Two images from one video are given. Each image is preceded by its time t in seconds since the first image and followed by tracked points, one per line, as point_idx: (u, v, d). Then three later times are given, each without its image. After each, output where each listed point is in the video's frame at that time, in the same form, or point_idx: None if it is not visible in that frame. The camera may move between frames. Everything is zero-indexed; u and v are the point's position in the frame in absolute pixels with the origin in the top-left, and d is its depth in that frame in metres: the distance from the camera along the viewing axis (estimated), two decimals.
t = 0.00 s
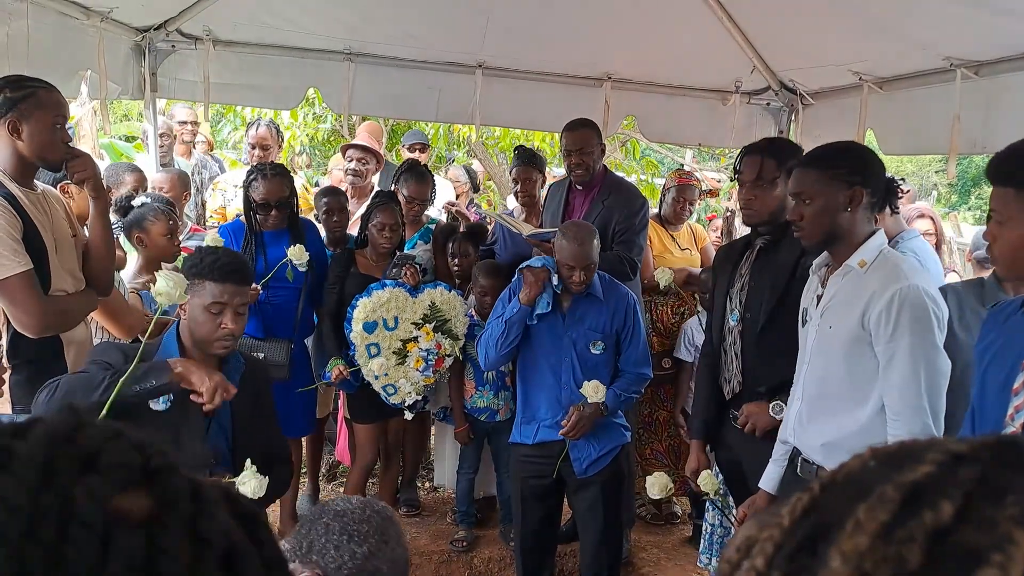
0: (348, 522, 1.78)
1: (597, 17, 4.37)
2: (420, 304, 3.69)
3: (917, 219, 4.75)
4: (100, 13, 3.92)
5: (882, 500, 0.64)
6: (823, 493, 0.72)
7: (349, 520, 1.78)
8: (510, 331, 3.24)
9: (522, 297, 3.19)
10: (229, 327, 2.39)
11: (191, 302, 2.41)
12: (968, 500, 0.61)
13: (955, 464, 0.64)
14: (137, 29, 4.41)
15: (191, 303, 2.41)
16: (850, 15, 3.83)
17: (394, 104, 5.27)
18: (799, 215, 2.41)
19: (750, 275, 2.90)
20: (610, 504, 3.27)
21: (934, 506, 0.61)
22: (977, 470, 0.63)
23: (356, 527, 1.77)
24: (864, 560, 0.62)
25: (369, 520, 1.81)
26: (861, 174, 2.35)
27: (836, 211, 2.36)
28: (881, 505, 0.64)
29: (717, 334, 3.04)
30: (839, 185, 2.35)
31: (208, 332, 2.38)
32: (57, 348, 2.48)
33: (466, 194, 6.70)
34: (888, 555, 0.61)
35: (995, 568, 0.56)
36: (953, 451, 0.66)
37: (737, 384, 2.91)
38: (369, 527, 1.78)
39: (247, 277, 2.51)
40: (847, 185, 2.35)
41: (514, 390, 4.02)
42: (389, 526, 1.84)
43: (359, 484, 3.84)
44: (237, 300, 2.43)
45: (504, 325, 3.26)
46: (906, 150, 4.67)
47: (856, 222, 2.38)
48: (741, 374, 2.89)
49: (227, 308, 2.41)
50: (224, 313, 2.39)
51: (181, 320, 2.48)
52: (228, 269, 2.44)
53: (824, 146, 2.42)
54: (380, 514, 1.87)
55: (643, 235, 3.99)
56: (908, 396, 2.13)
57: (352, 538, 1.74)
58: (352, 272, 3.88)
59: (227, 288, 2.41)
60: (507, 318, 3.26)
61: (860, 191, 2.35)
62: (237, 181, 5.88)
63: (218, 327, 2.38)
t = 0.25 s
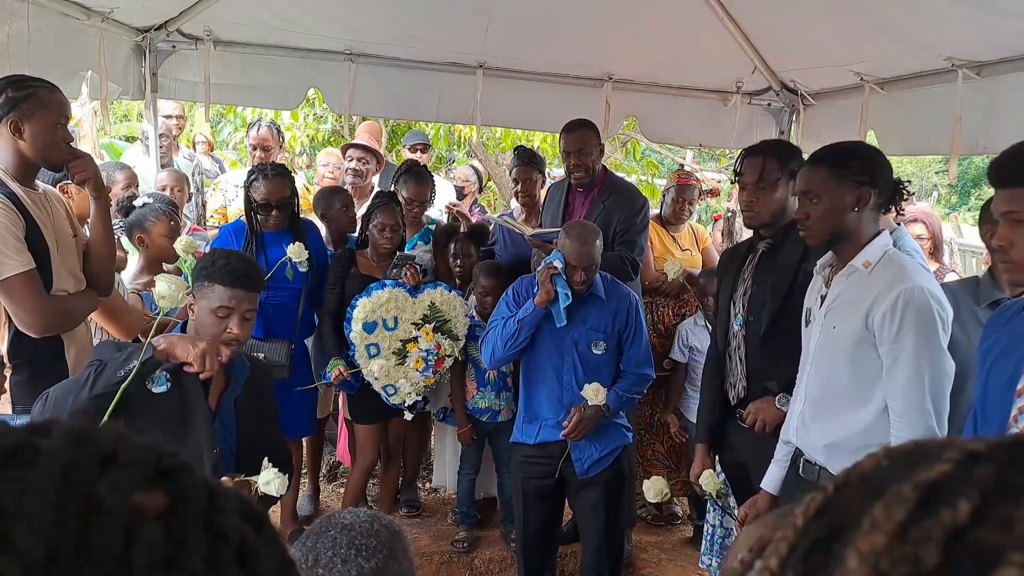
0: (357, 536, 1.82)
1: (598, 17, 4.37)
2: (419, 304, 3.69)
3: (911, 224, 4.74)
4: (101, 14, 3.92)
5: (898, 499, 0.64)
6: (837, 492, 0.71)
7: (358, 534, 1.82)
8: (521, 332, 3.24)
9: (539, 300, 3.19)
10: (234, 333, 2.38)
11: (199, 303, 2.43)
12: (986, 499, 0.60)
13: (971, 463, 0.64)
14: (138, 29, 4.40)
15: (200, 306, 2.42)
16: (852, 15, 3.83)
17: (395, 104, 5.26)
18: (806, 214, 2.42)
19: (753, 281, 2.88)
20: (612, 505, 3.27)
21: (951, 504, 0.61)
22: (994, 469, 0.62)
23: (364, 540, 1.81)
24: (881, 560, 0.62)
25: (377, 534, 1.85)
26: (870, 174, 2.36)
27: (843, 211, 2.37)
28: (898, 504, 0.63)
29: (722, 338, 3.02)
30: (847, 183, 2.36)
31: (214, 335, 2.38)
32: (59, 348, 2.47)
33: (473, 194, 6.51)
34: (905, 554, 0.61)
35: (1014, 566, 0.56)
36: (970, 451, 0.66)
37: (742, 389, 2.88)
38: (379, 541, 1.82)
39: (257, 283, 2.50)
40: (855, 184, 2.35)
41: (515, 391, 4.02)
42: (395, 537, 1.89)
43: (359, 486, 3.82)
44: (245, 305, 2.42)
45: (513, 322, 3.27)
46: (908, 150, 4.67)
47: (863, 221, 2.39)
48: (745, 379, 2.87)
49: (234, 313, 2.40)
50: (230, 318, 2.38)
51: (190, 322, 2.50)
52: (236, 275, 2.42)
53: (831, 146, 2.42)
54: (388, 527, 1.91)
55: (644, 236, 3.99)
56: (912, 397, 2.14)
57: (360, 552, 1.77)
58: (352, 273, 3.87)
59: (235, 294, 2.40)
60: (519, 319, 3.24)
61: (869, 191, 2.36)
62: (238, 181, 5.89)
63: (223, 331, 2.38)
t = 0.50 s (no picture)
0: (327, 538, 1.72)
1: (598, 17, 4.37)
2: (419, 305, 3.68)
3: (911, 227, 4.73)
4: (101, 14, 3.92)
5: (899, 496, 0.63)
6: (837, 491, 0.71)
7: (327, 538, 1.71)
8: (517, 329, 3.24)
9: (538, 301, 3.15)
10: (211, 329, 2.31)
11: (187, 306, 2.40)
12: (987, 496, 0.60)
13: (971, 461, 0.64)
14: (137, 30, 4.40)
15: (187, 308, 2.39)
16: (852, 15, 3.83)
17: (394, 104, 5.25)
18: (810, 213, 2.42)
19: (756, 284, 2.87)
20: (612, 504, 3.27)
21: (952, 501, 0.60)
22: (995, 466, 0.62)
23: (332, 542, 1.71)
24: (881, 556, 0.61)
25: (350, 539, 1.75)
26: (874, 175, 2.37)
27: (846, 211, 2.36)
28: (899, 501, 0.63)
29: (723, 338, 3.03)
30: (852, 182, 2.36)
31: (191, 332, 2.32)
32: (58, 349, 2.47)
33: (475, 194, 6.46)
34: (906, 550, 0.60)
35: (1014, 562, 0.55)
36: (970, 448, 0.66)
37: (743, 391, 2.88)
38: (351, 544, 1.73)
39: (245, 285, 2.41)
40: (860, 184, 2.36)
41: (515, 391, 4.02)
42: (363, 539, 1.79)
43: (359, 487, 3.80)
44: (224, 303, 2.35)
45: (514, 321, 3.26)
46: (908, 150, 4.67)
47: (867, 222, 2.39)
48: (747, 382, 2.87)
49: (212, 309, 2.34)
50: (207, 316, 2.32)
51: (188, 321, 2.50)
52: (221, 274, 2.36)
53: (837, 145, 2.42)
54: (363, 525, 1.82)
55: (643, 236, 3.99)
56: (913, 397, 2.13)
57: (330, 550, 1.69)
58: (352, 274, 3.87)
59: (215, 292, 2.34)
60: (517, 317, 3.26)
61: (873, 191, 2.36)
62: (238, 182, 5.89)
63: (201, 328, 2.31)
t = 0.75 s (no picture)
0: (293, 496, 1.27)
1: (598, 18, 4.37)
2: (418, 305, 3.68)
3: (914, 228, 4.74)
4: (100, 14, 3.92)
5: (889, 495, 0.63)
6: (828, 491, 0.71)
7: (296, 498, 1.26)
8: (519, 330, 3.25)
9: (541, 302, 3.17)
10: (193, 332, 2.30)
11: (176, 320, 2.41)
12: (976, 495, 0.60)
13: (961, 460, 0.64)
14: (136, 30, 4.41)
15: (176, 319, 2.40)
16: (851, 16, 3.84)
17: (394, 105, 5.25)
18: (810, 213, 2.41)
19: (759, 286, 2.87)
20: (613, 504, 3.26)
21: (940, 500, 0.61)
22: (983, 465, 0.62)
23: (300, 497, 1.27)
24: (870, 555, 0.61)
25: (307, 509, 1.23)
26: (876, 175, 2.37)
27: (847, 211, 2.36)
28: (888, 500, 0.63)
29: (724, 342, 3.01)
30: (852, 183, 2.36)
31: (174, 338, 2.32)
32: (56, 349, 2.47)
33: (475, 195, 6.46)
34: (894, 548, 0.60)
35: (1003, 560, 0.55)
36: (959, 448, 0.66)
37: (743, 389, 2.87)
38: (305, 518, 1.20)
39: (225, 288, 2.41)
40: (861, 185, 2.36)
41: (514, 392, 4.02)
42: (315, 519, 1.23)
43: (358, 488, 3.79)
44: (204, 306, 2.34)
45: (516, 323, 3.27)
46: (907, 151, 4.67)
47: (867, 223, 2.39)
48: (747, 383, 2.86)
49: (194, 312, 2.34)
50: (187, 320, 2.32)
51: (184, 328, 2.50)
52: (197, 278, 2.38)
53: (838, 145, 2.42)
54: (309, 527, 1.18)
55: (642, 237, 3.99)
56: (912, 398, 2.13)
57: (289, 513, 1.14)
58: (352, 274, 3.87)
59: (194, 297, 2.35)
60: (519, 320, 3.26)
61: (874, 192, 2.36)
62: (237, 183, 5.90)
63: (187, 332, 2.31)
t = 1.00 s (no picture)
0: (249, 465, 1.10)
1: (597, 18, 4.37)
2: (418, 305, 3.67)
3: (912, 225, 4.76)
4: (99, 14, 3.92)
5: (894, 493, 0.63)
6: (831, 489, 0.71)
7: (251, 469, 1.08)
8: (517, 331, 3.25)
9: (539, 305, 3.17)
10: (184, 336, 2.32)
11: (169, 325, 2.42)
12: (982, 493, 0.60)
13: (966, 459, 0.64)
14: (136, 30, 4.40)
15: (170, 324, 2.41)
16: (850, 16, 3.84)
17: (394, 105, 5.25)
18: (810, 213, 2.41)
19: (758, 285, 2.86)
20: (614, 505, 3.26)
21: (946, 498, 0.60)
22: (988, 464, 0.62)
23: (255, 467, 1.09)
24: (877, 553, 0.61)
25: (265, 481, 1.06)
26: (877, 175, 2.37)
27: (848, 212, 2.36)
28: (894, 498, 0.63)
29: (722, 342, 3.01)
30: (853, 183, 2.36)
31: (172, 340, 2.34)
32: (55, 348, 2.46)
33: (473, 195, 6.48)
34: (902, 547, 0.60)
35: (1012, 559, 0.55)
36: (963, 447, 0.66)
37: (744, 394, 2.86)
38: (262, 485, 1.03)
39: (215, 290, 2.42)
40: (861, 185, 2.36)
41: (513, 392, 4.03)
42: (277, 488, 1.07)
43: (357, 488, 3.78)
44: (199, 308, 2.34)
45: (514, 326, 3.27)
46: (907, 151, 4.67)
47: (867, 223, 2.39)
48: (746, 384, 2.86)
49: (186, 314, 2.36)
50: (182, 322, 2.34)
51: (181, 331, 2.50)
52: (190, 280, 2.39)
53: (839, 144, 2.43)
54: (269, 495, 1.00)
55: (642, 238, 3.99)
56: (912, 398, 2.13)
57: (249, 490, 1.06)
58: (352, 274, 3.87)
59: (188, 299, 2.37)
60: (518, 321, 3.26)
61: (875, 192, 2.36)
62: (237, 183, 5.90)
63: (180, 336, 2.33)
